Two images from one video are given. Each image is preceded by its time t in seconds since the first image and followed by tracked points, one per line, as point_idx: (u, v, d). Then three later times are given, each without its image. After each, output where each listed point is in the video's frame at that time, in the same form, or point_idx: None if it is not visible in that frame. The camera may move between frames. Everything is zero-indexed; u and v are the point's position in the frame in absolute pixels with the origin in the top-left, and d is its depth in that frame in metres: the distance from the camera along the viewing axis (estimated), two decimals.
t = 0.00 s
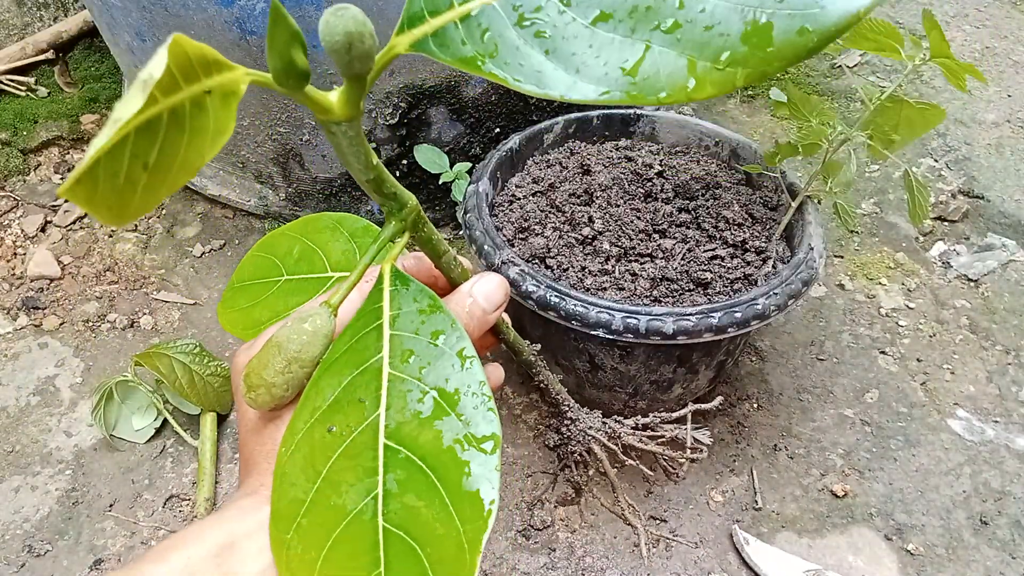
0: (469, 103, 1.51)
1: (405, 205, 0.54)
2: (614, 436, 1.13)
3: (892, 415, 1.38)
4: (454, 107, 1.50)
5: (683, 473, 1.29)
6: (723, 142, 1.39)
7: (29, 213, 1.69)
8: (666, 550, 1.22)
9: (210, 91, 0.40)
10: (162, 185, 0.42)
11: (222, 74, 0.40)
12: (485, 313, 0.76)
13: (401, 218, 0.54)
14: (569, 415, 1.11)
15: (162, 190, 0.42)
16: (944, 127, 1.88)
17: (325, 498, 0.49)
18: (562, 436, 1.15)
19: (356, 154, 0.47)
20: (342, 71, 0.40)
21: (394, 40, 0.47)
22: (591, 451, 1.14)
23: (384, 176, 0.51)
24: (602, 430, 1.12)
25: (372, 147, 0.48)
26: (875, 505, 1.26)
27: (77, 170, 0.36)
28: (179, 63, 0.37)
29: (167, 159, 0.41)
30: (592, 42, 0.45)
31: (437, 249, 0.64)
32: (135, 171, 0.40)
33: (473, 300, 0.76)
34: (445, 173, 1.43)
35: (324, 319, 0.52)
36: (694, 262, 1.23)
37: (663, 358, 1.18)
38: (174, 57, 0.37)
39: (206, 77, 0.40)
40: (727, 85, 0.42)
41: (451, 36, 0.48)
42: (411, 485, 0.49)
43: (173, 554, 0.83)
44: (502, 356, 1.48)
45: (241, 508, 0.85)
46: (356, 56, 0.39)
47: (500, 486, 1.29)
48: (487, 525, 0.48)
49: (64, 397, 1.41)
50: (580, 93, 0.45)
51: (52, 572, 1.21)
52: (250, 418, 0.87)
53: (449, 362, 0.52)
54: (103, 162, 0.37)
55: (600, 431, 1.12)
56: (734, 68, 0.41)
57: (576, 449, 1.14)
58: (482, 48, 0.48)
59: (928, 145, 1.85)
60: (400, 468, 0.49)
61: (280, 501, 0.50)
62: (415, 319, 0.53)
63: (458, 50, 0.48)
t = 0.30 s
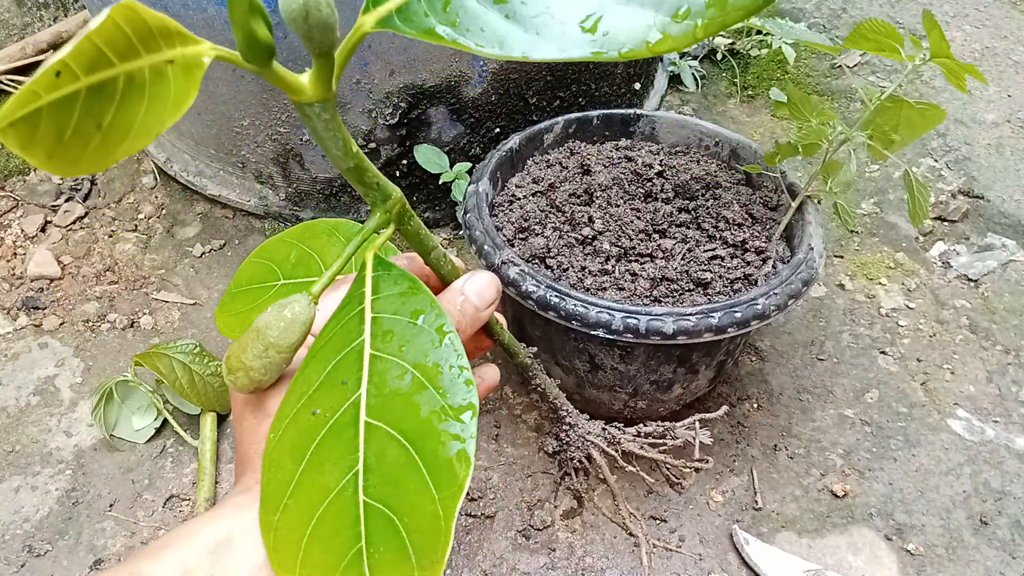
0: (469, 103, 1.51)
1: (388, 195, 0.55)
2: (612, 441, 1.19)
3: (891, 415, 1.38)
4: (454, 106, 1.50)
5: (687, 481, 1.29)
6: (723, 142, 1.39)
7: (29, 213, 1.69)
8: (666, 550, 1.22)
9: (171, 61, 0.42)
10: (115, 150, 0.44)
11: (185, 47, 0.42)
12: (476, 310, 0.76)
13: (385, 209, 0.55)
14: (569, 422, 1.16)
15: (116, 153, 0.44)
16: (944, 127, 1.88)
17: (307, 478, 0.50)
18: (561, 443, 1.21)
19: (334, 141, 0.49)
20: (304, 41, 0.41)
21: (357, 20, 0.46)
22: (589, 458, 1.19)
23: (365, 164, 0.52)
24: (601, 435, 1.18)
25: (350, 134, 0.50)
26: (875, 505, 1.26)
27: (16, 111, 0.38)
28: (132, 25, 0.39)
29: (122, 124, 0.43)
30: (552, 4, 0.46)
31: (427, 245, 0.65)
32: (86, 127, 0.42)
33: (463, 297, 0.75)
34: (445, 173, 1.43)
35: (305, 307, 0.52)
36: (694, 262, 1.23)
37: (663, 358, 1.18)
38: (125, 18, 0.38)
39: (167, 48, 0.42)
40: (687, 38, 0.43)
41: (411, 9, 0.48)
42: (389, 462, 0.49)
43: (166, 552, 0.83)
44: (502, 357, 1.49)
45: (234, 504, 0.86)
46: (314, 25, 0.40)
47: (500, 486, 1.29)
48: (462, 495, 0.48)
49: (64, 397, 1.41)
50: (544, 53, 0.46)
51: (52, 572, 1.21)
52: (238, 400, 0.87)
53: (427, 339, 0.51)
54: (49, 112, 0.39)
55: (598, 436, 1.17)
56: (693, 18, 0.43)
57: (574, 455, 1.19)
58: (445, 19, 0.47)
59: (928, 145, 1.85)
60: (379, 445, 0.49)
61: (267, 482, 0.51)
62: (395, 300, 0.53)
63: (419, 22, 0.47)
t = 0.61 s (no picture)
0: (469, 103, 1.51)
1: (388, 190, 0.55)
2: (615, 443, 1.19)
3: (891, 415, 1.38)
4: (454, 106, 1.50)
5: (689, 482, 1.29)
6: (723, 142, 1.39)
7: (29, 213, 1.69)
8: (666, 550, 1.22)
9: (169, 47, 0.42)
10: (114, 136, 0.43)
11: (184, 34, 0.43)
12: (477, 307, 0.76)
13: (385, 204, 0.56)
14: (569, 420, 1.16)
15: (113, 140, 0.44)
16: (944, 127, 1.88)
17: (303, 470, 0.50)
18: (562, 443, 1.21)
19: (334, 131, 0.49)
20: (301, 28, 0.41)
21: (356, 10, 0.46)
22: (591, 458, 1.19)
23: (364, 157, 0.53)
24: (602, 435, 1.18)
25: (350, 126, 0.50)
26: (875, 505, 1.27)
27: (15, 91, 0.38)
28: (131, 8, 0.39)
29: (121, 109, 0.43)
30: None
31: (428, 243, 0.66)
32: (83, 110, 0.42)
33: (464, 295, 0.75)
34: (445, 173, 1.43)
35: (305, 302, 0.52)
36: (694, 262, 1.23)
37: (663, 358, 1.18)
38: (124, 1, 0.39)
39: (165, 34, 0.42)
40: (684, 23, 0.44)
41: None
42: (384, 454, 0.49)
43: (166, 550, 0.84)
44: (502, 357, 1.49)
45: (234, 502, 0.86)
46: (310, 11, 0.40)
47: (500, 486, 1.30)
48: (456, 488, 0.48)
49: (64, 397, 1.41)
50: (540, 39, 0.46)
51: (52, 573, 1.21)
52: (238, 396, 0.88)
53: (424, 332, 0.51)
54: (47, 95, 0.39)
55: (599, 436, 1.17)
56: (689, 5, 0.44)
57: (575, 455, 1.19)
58: (441, 6, 0.47)
59: (928, 145, 1.85)
60: (374, 437, 0.49)
61: (263, 475, 0.51)
62: (393, 294, 0.53)
63: (416, 10, 0.47)
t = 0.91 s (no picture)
0: (469, 103, 1.51)
1: (390, 190, 0.55)
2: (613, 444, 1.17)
3: (891, 415, 1.38)
4: (454, 106, 1.50)
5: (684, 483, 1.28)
6: (723, 142, 1.38)
7: (29, 213, 1.69)
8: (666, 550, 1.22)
9: (175, 49, 0.42)
10: (121, 136, 0.44)
11: (189, 35, 0.42)
12: (477, 306, 0.76)
13: (387, 203, 0.55)
14: (567, 420, 1.15)
15: (120, 141, 0.44)
16: (944, 127, 1.88)
17: (303, 470, 0.50)
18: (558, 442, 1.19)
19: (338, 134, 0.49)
20: (307, 30, 0.41)
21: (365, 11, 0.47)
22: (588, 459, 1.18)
23: (366, 156, 0.52)
24: (599, 435, 1.17)
25: (354, 128, 0.50)
26: (875, 505, 1.27)
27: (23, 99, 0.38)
28: (138, 13, 0.39)
29: (128, 109, 0.43)
30: None
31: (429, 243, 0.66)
32: (90, 114, 0.42)
33: (464, 294, 0.75)
34: (446, 173, 1.43)
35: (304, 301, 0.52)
36: (694, 262, 1.23)
37: (663, 358, 1.18)
38: (132, 7, 0.39)
39: (170, 36, 0.42)
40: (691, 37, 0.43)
41: None
42: (386, 457, 0.49)
43: (165, 547, 0.84)
44: (501, 357, 1.49)
45: (234, 498, 0.86)
46: (318, 16, 0.40)
47: (500, 486, 1.29)
48: (457, 491, 0.48)
49: (64, 397, 1.41)
50: (547, 47, 0.46)
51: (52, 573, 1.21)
52: (239, 394, 0.89)
53: (426, 334, 0.51)
54: (54, 101, 0.39)
55: (597, 436, 1.16)
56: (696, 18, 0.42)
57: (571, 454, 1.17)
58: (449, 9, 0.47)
59: (928, 145, 1.85)
60: (375, 439, 0.49)
61: (262, 474, 0.51)
62: (395, 294, 0.53)
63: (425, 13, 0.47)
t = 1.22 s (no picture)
0: (469, 103, 1.51)
1: (400, 147, 0.55)
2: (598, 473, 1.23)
3: (891, 415, 1.38)
4: (454, 106, 1.51)
5: (672, 525, 1.24)
6: (723, 142, 1.38)
7: (29, 213, 1.69)
8: (666, 550, 1.22)
9: None
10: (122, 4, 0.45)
11: None
12: (479, 293, 0.73)
13: (395, 160, 0.56)
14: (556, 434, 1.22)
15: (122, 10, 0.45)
16: (944, 127, 1.88)
17: (232, 404, 0.48)
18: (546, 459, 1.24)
19: (354, 72, 0.49)
20: None
21: None
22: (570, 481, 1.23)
23: (380, 103, 0.52)
24: (586, 455, 1.24)
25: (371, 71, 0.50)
26: (875, 505, 1.27)
27: None
28: None
29: None
30: None
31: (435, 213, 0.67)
32: None
33: (466, 278, 0.72)
34: (446, 173, 1.43)
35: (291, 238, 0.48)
36: (694, 262, 1.23)
37: (663, 358, 1.18)
38: None
39: None
40: None
41: None
42: (318, 402, 0.46)
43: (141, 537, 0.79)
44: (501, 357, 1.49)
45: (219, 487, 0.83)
46: None
47: (500, 486, 1.30)
48: (377, 450, 0.45)
49: (64, 397, 1.41)
50: None
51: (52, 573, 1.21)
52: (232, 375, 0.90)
53: (394, 290, 0.49)
54: None
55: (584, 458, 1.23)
56: None
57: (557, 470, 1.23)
58: None
59: (928, 145, 1.85)
60: (313, 384, 0.47)
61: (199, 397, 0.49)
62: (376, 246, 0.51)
63: None
